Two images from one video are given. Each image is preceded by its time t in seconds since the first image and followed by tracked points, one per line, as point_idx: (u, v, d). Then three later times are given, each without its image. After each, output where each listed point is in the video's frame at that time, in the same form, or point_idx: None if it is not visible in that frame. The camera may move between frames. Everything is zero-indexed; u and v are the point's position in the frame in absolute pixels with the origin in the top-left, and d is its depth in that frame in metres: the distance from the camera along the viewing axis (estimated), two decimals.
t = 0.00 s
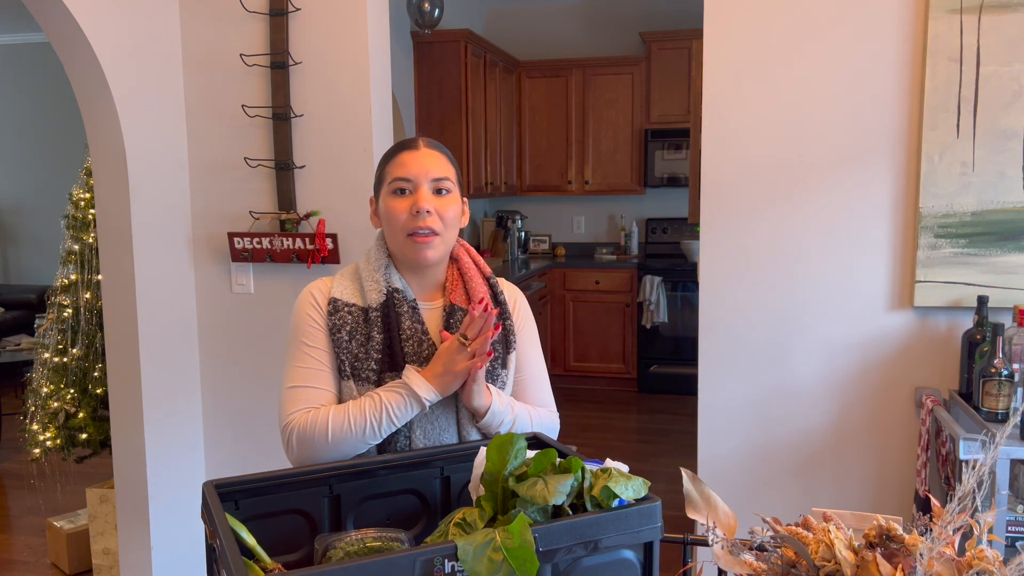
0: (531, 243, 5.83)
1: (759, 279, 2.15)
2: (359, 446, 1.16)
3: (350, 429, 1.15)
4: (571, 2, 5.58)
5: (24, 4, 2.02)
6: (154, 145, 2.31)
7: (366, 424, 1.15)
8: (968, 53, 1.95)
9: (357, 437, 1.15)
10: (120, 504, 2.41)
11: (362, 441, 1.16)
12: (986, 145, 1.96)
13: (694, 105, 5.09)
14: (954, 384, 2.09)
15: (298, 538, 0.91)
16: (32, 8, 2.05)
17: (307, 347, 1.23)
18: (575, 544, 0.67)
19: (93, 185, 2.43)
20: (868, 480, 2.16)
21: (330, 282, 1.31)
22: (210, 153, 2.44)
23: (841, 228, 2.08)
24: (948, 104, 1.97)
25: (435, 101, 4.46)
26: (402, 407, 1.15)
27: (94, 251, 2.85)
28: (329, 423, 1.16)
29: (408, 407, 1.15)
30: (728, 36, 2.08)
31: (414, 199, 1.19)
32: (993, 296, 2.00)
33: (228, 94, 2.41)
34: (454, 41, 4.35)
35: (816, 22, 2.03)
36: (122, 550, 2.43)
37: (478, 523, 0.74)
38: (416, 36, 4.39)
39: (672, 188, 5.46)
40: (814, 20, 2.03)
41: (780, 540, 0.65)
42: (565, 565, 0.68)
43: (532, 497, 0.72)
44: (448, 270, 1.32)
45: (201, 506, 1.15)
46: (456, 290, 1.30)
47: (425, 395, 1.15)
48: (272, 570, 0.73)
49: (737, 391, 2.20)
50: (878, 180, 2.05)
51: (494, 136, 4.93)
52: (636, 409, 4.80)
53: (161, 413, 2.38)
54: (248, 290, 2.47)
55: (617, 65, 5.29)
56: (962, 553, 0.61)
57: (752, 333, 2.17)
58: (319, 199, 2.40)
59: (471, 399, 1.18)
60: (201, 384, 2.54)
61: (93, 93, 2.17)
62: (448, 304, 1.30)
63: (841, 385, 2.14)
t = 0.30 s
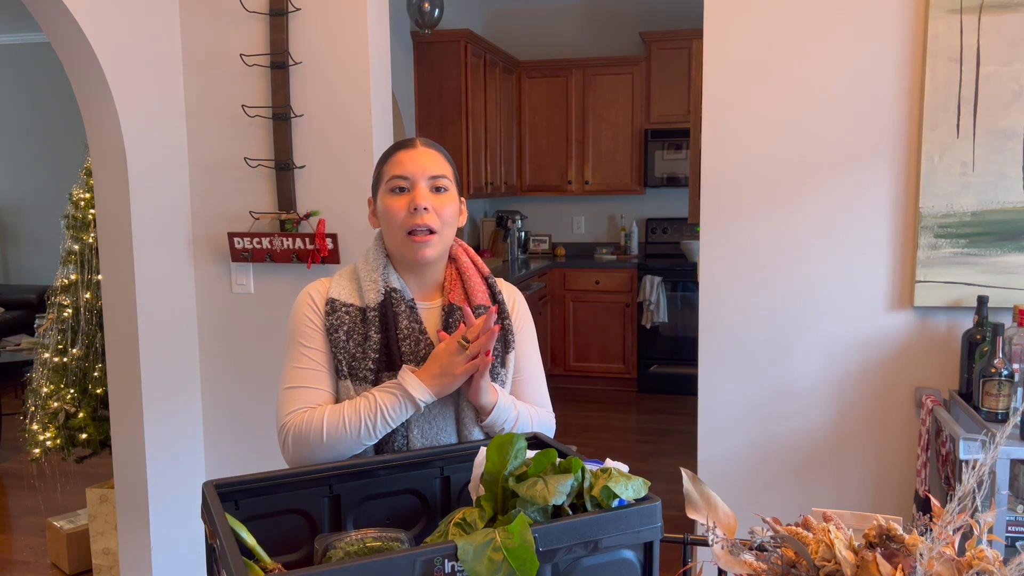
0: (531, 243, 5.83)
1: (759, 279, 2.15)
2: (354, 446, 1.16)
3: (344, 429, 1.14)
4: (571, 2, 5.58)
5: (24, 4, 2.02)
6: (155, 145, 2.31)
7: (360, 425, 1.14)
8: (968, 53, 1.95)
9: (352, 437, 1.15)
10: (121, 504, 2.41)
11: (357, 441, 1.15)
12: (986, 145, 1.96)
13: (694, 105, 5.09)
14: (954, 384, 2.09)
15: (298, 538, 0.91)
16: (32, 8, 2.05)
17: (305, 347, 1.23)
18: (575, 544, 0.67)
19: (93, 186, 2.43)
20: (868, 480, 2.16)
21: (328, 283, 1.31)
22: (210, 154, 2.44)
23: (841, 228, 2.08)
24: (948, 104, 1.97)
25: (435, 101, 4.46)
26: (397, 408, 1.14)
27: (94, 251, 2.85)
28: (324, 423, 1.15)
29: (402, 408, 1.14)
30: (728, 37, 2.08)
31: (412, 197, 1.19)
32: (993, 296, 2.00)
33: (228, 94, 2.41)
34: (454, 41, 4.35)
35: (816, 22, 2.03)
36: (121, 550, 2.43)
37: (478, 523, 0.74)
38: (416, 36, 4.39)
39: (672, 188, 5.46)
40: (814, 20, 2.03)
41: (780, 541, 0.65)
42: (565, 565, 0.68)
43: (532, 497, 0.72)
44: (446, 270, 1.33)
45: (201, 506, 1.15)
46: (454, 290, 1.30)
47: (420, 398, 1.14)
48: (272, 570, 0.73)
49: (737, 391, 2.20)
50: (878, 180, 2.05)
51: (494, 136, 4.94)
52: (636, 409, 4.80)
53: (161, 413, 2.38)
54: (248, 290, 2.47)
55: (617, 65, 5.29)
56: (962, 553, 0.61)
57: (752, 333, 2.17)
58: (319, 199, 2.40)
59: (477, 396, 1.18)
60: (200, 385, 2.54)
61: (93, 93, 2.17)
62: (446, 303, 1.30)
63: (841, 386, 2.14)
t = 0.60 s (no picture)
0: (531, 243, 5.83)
1: (759, 279, 2.15)
2: (326, 448, 1.16)
3: (310, 429, 1.15)
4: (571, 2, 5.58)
5: (24, 4, 2.02)
6: (155, 145, 2.31)
7: (324, 426, 1.14)
8: (968, 53, 1.95)
9: (319, 438, 1.15)
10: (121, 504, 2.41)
11: (321, 441, 1.15)
12: (986, 145, 1.96)
13: (694, 105, 5.09)
14: (954, 384, 2.09)
15: (298, 539, 0.91)
16: (32, 8, 2.05)
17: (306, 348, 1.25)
18: (575, 544, 0.67)
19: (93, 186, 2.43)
20: (868, 480, 2.16)
21: (330, 283, 1.31)
22: (210, 154, 2.44)
23: (841, 228, 2.08)
24: (948, 104, 1.97)
25: (435, 101, 4.46)
26: (354, 412, 1.12)
27: (94, 251, 2.85)
28: (295, 423, 1.17)
29: (359, 413, 1.12)
30: (728, 37, 2.08)
31: (416, 200, 1.19)
32: (993, 296, 2.00)
33: (228, 94, 2.41)
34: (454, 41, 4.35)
35: (816, 22, 2.03)
36: (121, 550, 2.44)
37: (478, 523, 0.74)
38: (416, 36, 4.39)
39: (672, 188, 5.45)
40: (814, 21, 2.03)
41: (780, 541, 0.65)
42: (565, 565, 0.68)
43: (532, 497, 0.72)
44: (449, 268, 1.33)
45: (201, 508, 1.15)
46: (456, 289, 1.30)
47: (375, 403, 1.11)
48: (272, 570, 0.73)
49: (737, 391, 2.20)
50: (878, 180, 2.05)
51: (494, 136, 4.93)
52: (636, 409, 4.80)
53: (161, 413, 2.38)
54: (248, 290, 2.47)
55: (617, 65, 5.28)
56: (962, 553, 0.61)
57: (752, 333, 2.17)
58: (319, 199, 2.40)
59: (486, 381, 1.16)
60: (200, 385, 2.54)
61: (93, 93, 2.17)
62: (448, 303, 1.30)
63: (841, 386, 2.14)
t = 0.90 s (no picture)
0: (530, 243, 5.83)
1: (759, 278, 2.15)
2: (320, 449, 1.16)
3: (303, 431, 1.16)
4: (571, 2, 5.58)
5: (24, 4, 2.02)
6: (155, 145, 2.31)
7: (316, 427, 1.14)
8: (968, 53, 1.95)
9: (312, 440, 1.15)
10: (121, 504, 2.41)
11: (307, 438, 1.15)
12: (986, 145, 1.96)
13: (694, 105, 5.09)
14: (954, 384, 2.09)
15: (298, 539, 0.91)
16: (32, 8, 2.05)
17: (304, 349, 1.25)
18: (575, 544, 0.67)
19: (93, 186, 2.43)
20: (868, 480, 2.16)
21: (328, 286, 1.32)
22: (210, 154, 2.44)
23: (840, 228, 2.08)
24: (948, 104, 1.97)
25: (435, 101, 4.46)
26: (344, 413, 1.12)
27: (94, 251, 2.85)
28: (290, 425, 1.18)
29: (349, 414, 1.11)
30: (728, 37, 2.08)
31: (414, 201, 1.19)
32: (993, 296, 2.00)
33: (228, 95, 2.41)
34: (454, 41, 4.35)
35: (816, 22, 2.03)
36: (121, 550, 2.44)
37: (478, 523, 0.74)
38: (416, 36, 4.39)
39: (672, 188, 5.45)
40: (814, 21, 2.03)
41: (780, 541, 0.65)
42: (565, 565, 0.68)
43: (532, 497, 0.72)
44: (447, 269, 1.33)
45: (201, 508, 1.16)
46: (455, 288, 1.30)
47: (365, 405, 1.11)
48: (272, 570, 0.73)
49: (736, 391, 2.20)
50: (878, 180, 2.05)
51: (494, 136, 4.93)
52: (636, 409, 4.80)
53: (161, 413, 2.38)
54: (248, 290, 2.47)
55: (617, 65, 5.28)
56: (962, 553, 0.61)
57: (752, 333, 2.17)
58: (319, 199, 2.40)
59: (483, 377, 1.17)
60: (200, 385, 2.54)
61: (93, 93, 2.17)
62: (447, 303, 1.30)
63: (841, 385, 2.14)
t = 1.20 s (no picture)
0: (531, 243, 5.83)
1: (759, 278, 2.15)
2: (301, 434, 1.18)
3: (279, 418, 1.18)
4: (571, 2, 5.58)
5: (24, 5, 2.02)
6: (155, 145, 2.31)
7: (287, 412, 1.16)
8: (968, 53, 1.95)
9: (294, 428, 1.17)
10: (121, 504, 2.41)
11: (283, 424, 1.18)
12: (986, 145, 1.96)
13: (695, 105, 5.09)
14: (954, 384, 2.09)
15: (298, 539, 0.91)
16: (32, 8, 2.05)
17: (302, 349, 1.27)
18: (575, 544, 0.67)
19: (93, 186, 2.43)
20: (868, 480, 2.16)
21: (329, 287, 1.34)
22: (209, 154, 2.44)
23: (840, 228, 2.08)
24: (948, 104, 1.97)
25: (435, 101, 4.46)
26: (301, 390, 1.12)
27: (94, 251, 2.85)
28: (271, 418, 1.20)
29: (305, 391, 1.12)
30: (728, 37, 2.08)
31: (416, 193, 1.19)
32: (993, 296, 2.00)
33: (228, 95, 2.41)
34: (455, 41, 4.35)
35: (816, 22, 2.03)
36: (122, 550, 2.44)
37: (478, 523, 0.74)
38: (416, 36, 4.39)
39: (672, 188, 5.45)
40: (814, 21, 2.03)
41: (780, 540, 0.65)
42: (565, 565, 0.68)
43: (532, 497, 0.72)
44: (449, 268, 1.34)
45: (200, 506, 1.17)
46: (458, 288, 1.31)
47: (314, 373, 1.10)
48: (272, 570, 0.73)
49: (737, 391, 2.20)
50: (878, 180, 2.05)
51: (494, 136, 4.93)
52: (636, 409, 4.80)
53: (161, 413, 2.38)
54: (248, 290, 2.47)
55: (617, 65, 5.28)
56: (962, 553, 0.61)
57: (753, 333, 2.17)
58: (319, 199, 2.40)
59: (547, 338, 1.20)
60: (200, 385, 2.54)
61: (93, 93, 2.17)
62: (450, 303, 1.31)
63: (841, 385, 2.14)
